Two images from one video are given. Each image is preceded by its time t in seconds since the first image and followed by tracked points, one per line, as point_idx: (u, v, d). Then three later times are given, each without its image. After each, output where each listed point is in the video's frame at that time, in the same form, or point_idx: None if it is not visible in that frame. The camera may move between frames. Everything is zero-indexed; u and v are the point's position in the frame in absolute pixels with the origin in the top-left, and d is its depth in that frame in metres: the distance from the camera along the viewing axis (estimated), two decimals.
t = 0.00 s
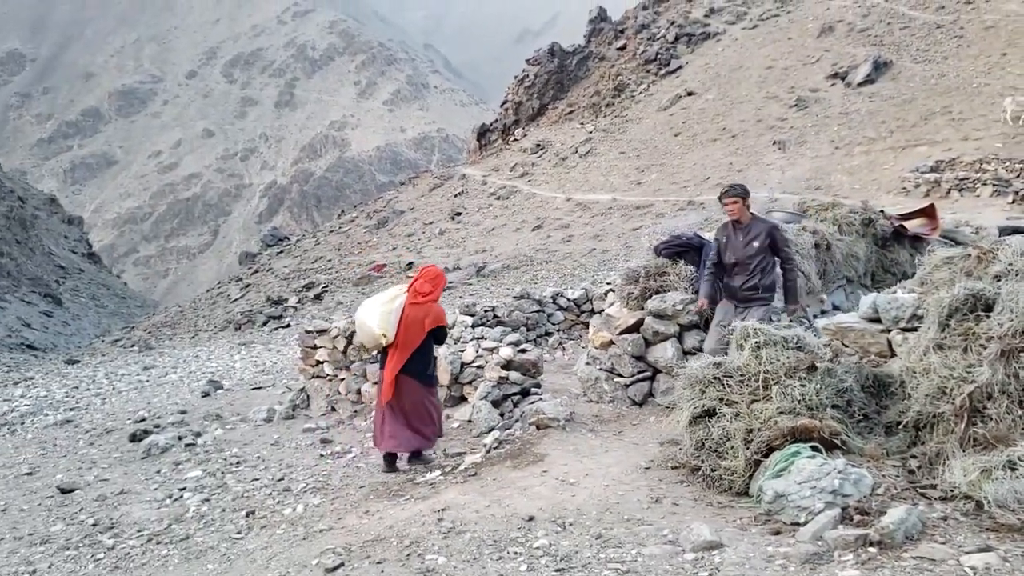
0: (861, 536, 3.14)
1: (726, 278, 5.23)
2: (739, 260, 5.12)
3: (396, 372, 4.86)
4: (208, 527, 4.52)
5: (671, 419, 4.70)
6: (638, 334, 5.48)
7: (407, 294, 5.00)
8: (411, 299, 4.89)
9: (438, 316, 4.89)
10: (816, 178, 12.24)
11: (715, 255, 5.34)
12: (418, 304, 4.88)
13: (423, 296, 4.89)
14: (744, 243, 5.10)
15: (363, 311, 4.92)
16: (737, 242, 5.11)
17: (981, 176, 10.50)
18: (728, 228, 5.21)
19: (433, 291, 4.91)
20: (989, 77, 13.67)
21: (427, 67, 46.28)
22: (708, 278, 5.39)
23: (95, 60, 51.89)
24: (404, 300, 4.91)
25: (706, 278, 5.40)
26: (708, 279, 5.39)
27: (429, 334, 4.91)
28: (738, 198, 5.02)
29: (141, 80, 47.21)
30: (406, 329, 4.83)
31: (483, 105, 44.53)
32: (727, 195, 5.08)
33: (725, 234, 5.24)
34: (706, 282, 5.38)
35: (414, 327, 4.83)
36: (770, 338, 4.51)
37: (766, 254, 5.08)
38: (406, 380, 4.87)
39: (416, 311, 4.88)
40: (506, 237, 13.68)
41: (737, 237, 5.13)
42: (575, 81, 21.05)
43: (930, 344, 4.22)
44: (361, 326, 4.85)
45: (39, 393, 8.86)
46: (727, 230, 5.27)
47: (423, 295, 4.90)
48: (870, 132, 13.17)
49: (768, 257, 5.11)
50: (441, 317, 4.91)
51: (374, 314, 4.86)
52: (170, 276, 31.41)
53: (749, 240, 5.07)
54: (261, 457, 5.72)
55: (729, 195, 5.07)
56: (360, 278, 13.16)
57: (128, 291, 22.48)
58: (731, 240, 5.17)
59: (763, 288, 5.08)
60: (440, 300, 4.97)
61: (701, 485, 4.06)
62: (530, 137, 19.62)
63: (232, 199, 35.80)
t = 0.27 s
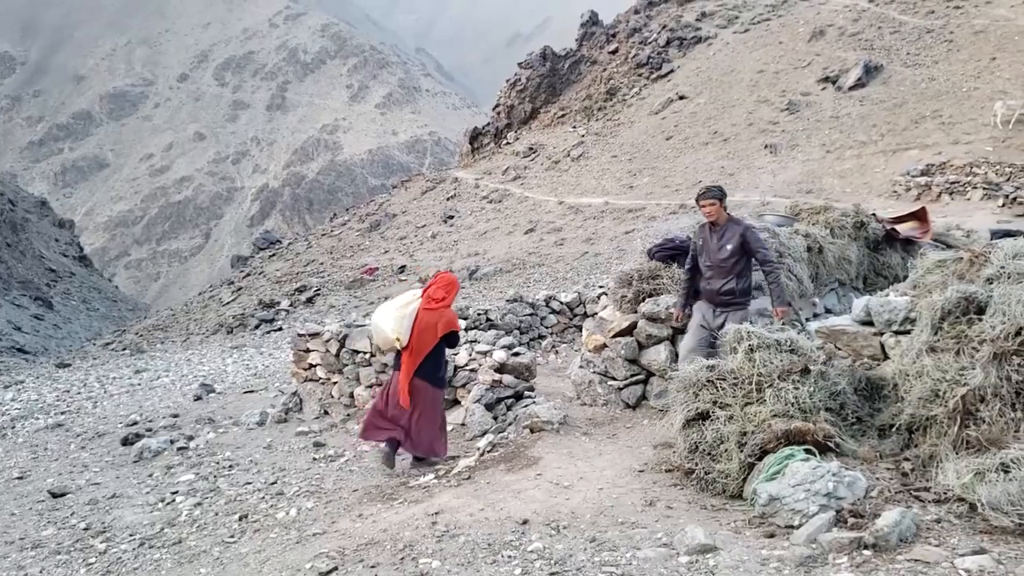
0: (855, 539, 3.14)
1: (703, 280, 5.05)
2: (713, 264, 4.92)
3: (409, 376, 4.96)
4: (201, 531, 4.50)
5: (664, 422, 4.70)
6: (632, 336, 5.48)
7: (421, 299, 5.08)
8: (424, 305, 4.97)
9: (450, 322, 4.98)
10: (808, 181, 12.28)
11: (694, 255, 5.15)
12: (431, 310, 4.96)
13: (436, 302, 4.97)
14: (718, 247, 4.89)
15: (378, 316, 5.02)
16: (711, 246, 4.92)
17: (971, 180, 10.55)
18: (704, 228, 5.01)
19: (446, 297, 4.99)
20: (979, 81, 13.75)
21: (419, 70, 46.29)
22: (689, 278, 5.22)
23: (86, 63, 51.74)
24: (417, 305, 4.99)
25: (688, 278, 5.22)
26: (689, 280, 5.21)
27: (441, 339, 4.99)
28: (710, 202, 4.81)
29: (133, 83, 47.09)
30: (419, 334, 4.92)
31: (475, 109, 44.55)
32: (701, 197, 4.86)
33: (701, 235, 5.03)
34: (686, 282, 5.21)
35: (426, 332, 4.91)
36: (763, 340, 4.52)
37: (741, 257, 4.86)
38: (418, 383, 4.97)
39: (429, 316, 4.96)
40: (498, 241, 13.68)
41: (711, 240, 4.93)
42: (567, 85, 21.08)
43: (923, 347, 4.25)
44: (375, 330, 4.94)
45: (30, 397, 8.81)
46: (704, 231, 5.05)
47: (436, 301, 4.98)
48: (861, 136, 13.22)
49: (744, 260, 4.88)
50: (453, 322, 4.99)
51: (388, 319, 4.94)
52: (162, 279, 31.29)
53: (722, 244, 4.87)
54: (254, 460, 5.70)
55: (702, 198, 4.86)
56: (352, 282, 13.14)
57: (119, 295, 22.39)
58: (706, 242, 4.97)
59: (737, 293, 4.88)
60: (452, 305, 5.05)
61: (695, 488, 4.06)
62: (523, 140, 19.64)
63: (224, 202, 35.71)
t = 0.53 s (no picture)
0: (847, 541, 3.15)
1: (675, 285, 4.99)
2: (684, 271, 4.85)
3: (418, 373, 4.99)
4: (192, 534, 4.48)
5: (656, 424, 4.71)
6: (623, 339, 5.48)
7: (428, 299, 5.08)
8: (432, 304, 4.98)
9: (457, 321, 4.99)
10: (798, 184, 12.32)
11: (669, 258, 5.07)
12: (438, 308, 4.97)
13: (444, 301, 4.98)
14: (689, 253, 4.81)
15: (388, 316, 5.03)
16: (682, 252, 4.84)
17: (960, 183, 10.60)
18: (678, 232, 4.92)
19: (453, 296, 5.00)
20: (966, 84, 13.82)
21: (410, 73, 46.27)
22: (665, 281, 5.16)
23: (76, 65, 51.54)
24: (425, 305, 5.00)
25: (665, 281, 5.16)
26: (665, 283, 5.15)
27: (449, 338, 4.99)
28: (681, 209, 4.71)
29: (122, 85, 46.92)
30: (428, 334, 4.94)
31: (466, 111, 44.54)
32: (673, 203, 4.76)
33: (675, 239, 4.95)
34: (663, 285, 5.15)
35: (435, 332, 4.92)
36: (754, 342, 4.52)
37: (711, 264, 4.78)
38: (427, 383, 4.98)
39: (436, 315, 4.97)
40: (489, 243, 13.68)
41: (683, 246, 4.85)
42: (558, 88, 21.10)
43: (913, 349, 4.27)
44: (385, 330, 4.95)
45: (19, 400, 8.76)
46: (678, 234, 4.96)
47: (444, 301, 4.99)
48: (851, 139, 13.28)
49: (714, 267, 4.80)
50: (460, 322, 4.99)
51: (398, 319, 4.96)
52: (152, 282, 31.15)
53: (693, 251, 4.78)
54: (245, 463, 5.67)
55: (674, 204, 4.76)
56: (343, 284, 13.10)
57: (109, 297, 22.28)
58: (679, 248, 4.89)
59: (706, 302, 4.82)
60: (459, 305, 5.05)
61: (687, 490, 4.06)
62: (514, 143, 19.65)
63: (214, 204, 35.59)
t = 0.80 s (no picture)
0: (838, 542, 3.16)
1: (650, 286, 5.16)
2: (660, 272, 5.01)
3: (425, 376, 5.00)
4: (182, 537, 4.46)
5: (647, 425, 4.71)
6: (613, 341, 5.48)
7: (432, 303, 5.11)
8: (435, 309, 5.00)
9: (460, 324, 5.02)
10: (787, 186, 12.37)
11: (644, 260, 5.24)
12: (441, 313, 4.99)
13: (446, 305, 5.00)
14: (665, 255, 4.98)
15: (393, 321, 5.04)
16: (658, 253, 5.01)
17: (948, 185, 10.66)
18: (654, 235, 5.09)
19: (456, 300, 5.02)
20: (954, 87, 13.91)
21: (400, 75, 46.24)
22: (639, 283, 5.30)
23: (64, 66, 51.30)
24: (428, 309, 5.01)
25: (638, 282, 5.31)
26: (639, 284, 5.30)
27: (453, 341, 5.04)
28: (660, 212, 4.89)
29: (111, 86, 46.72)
30: (431, 338, 4.95)
31: (457, 113, 44.53)
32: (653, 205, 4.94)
33: (651, 240, 5.11)
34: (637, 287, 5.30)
35: (439, 336, 4.93)
36: (744, 344, 4.58)
37: (687, 267, 4.94)
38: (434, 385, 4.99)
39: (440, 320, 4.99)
40: (480, 245, 13.67)
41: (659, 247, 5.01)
42: (548, 90, 21.13)
43: (903, 351, 4.29)
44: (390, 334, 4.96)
45: (8, 403, 8.70)
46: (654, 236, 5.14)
47: (447, 305, 5.02)
48: (840, 141, 13.33)
49: (690, 270, 4.96)
50: (462, 325, 5.03)
51: (403, 324, 4.96)
52: (141, 284, 31.00)
53: (669, 252, 4.95)
54: (235, 465, 5.65)
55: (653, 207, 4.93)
56: (333, 286, 13.07)
57: (98, 299, 22.16)
58: (655, 249, 5.06)
59: (678, 303, 4.98)
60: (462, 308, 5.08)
61: (678, 492, 4.06)
62: (504, 145, 19.66)
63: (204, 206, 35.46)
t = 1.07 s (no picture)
0: (827, 543, 3.17)
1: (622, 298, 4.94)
2: (635, 281, 4.81)
3: (428, 370, 5.12)
4: (172, 539, 4.44)
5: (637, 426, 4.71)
6: (605, 342, 5.48)
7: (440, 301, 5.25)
8: (441, 304, 5.14)
9: (463, 321, 5.12)
10: (777, 188, 12.41)
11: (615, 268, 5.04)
12: (446, 308, 5.12)
13: (452, 301, 5.12)
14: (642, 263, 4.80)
15: (401, 314, 5.22)
16: (635, 260, 4.81)
17: (937, 187, 10.71)
18: (631, 241, 4.91)
19: (461, 297, 5.15)
20: (942, 89, 13.98)
21: (391, 76, 46.19)
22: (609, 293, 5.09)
23: (53, 67, 51.04)
24: (434, 305, 5.16)
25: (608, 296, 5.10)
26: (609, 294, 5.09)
27: (456, 337, 5.14)
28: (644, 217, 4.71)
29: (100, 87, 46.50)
30: (434, 332, 5.08)
31: (447, 114, 44.50)
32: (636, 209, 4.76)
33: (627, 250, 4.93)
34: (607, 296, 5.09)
35: (441, 330, 5.06)
36: (734, 346, 4.61)
37: (662, 279, 4.77)
38: (436, 378, 5.10)
39: (444, 315, 5.11)
40: (471, 247, 13.67)
41: (637, 254, 4.83)
42: (539, 92, 21.14)
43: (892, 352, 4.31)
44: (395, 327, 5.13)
45: None
46: (630, 244, 4.95)
47: (452, 301, 5.14)
48: (829, 143, 13.39)
49: (665, 283, 4.78)
50: (465, 322, 5.12)
51: (408, 317, 5.13)
52: (131, 286, 30.85)
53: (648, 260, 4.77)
54: (225, 467, 5.63)
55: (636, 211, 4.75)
56: (324, 288, 13.03)
57: (87, 301, 22.03)
58: (631, 257, 4.86)
59: (652, 316, 4.77)
60: (468, 306, 5.19)
61: (668, 492, 4.07)
62: (495, 146, 19.66)
63: (194, 207, 35.32)
